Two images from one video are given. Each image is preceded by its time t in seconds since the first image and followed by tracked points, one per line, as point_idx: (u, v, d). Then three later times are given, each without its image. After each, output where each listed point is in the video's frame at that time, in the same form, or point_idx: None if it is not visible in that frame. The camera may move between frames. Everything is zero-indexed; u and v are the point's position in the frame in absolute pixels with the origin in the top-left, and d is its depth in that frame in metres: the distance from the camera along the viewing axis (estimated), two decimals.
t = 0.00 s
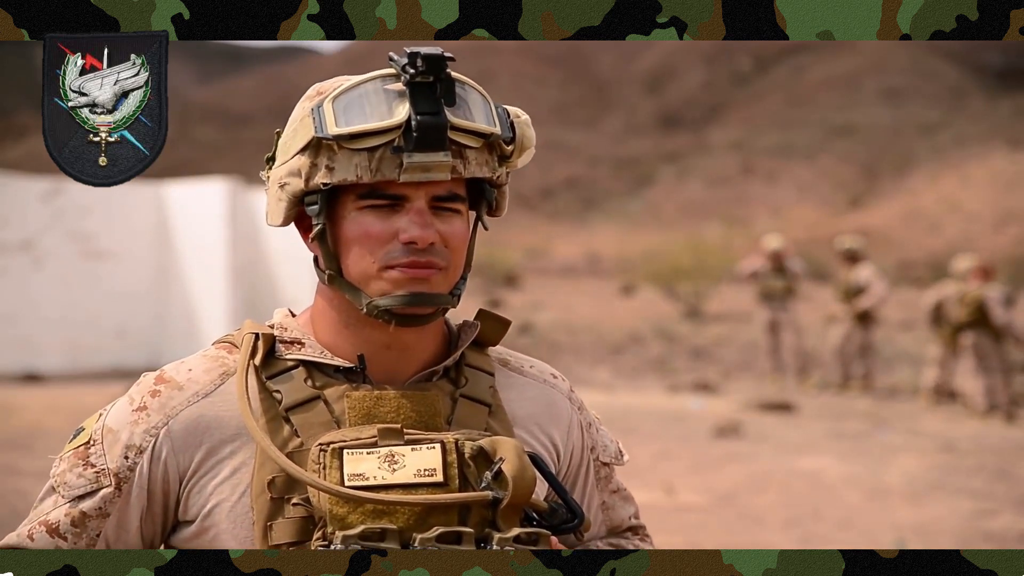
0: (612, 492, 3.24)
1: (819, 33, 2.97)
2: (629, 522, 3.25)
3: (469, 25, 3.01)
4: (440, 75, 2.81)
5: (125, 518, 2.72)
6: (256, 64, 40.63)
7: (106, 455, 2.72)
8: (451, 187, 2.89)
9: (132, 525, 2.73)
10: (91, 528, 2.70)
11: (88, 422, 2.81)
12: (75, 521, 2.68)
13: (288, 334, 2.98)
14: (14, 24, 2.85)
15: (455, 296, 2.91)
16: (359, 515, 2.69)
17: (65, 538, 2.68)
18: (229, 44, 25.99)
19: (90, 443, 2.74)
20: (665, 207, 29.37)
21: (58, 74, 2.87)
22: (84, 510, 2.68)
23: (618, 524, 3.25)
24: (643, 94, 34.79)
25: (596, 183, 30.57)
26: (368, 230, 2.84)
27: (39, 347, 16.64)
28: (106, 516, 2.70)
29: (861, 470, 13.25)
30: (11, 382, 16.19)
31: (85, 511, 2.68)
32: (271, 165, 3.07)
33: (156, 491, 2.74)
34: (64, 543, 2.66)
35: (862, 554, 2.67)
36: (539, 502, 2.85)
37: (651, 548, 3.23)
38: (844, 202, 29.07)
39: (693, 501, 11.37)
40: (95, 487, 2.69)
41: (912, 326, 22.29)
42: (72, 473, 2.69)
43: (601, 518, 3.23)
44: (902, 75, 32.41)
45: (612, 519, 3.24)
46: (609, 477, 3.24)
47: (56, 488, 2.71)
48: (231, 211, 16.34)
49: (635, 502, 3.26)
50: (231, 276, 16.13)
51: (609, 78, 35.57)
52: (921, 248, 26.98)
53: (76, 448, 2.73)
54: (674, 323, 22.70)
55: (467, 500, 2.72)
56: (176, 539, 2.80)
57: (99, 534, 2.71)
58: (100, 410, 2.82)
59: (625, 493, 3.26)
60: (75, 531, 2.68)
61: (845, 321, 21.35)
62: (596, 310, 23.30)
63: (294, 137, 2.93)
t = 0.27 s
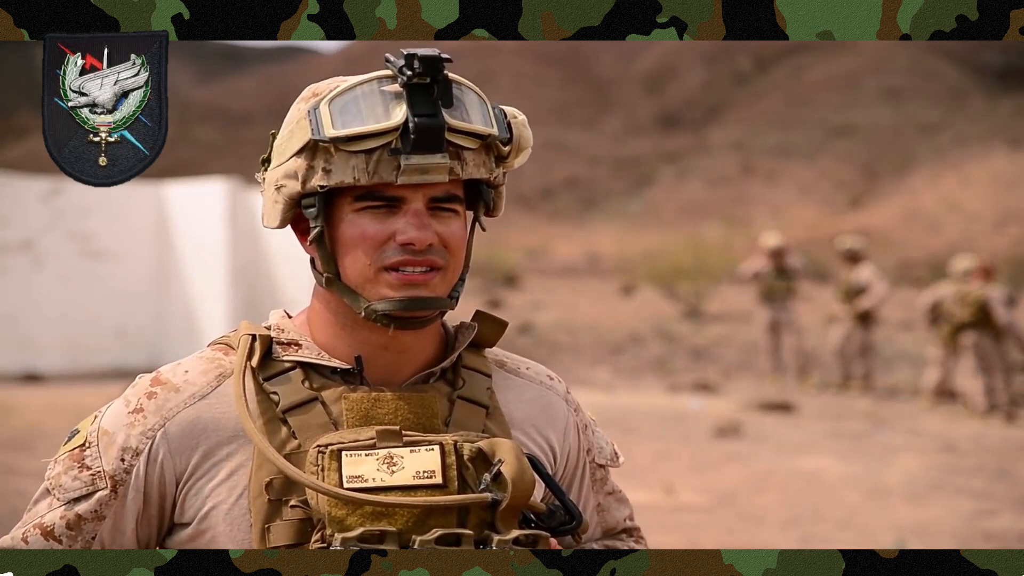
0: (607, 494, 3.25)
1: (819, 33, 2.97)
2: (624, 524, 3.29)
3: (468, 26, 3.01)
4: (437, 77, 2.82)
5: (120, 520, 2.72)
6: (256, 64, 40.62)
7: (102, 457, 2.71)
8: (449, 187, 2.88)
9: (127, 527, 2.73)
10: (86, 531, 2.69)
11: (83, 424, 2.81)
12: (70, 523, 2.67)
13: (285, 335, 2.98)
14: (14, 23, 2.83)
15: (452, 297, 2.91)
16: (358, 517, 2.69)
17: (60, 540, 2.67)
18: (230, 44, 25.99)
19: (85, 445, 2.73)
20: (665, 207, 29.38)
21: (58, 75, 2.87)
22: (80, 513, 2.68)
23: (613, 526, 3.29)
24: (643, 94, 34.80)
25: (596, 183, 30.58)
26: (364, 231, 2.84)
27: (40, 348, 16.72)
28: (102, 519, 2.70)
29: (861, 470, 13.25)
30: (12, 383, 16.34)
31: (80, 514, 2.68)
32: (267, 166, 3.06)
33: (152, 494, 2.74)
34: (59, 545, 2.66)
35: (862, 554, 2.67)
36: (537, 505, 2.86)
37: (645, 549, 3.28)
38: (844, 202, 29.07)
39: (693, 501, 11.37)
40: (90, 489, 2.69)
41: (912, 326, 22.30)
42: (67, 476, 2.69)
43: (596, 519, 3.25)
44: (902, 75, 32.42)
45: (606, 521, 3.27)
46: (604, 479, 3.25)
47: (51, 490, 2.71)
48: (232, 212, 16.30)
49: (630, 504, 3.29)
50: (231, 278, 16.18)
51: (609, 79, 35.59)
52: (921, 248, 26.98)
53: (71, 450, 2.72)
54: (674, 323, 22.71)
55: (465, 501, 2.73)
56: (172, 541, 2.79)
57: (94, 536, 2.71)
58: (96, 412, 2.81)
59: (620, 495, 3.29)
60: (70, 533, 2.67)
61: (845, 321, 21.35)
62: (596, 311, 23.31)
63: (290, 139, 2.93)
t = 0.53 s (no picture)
0: (603, 493, 3.26)
1: (820, 33, 2.97)
2: (620, 523, 3.28)
3: (468, 25, 3.01)
4: (430, 76, 2.82)
5: (117, 522, 2.73)
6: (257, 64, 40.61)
7: (98, 460, 2.72)
8: (443, 186, 2.89)
9: (124, 529, 2.74)
10: (83, 533, 2.70)
11: (78, 427, 2.82)
12: (66, 527, 2.68)
13: (281, 336, 2.98)
14: (14, 23, 2.83)
15: (447, 297, 2.91)
16: (357, 517, 2.68)
17: (56, 543, 2.68)
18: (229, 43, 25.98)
19: (81, 447, 2.74)
20: (665, 207, 29.39)
21: (58, 75, 2.87)
22: (76, 515, 2.68)
23: (610, 526, 3.28)
24: (643, 94, 34.81)
25: (596, 182, 30.58)
26: (359, 232, 2.84)
27: (40, 348, 16.71)
28: (98, 521, 2.71)
29: (861, 470, 13.25)
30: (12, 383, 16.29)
31: (76, 516, 2.69)
32: (261, 167, 3.06)
33: (149, 496, 2.74)
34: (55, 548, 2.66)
35: (862, 553, 2.67)
36: (536, 503, 2.85)
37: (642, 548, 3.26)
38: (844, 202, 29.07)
39: (693, 501, 11.37)
40: (86, 492, 2.70)
41: (911, 326, 22.30)
42: (63, 478, 2.70)
43: (593, 518, 3.25)
44: (902, 75, 32.43)
45: (603, 520, 3.27)
46: (600, 478, 3.26)
47: (47, 493, 2.71)
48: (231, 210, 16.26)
49: (626, 503, 3.29)
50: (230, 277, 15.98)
51: (609, 78, 35.60)
52: (921, 248, 26.99)
53: (66, 453, 2.73)
54: (674, 324, 22.72)
55: (464, 500, 2.72)
56: (169, 543, 2.80)
57: (90, 539, 2.72)
58: (91, 415, 2.82)
59: (616, 494, 3.29)
60: (66, 536, 2.68)
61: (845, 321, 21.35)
62: (596, 311, 23.32)
63: (283, 139, 2.93)
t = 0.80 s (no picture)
0: (598, 494, 3.26)
1: (820, 33, 2.97)
2: (614, 524, 3.27)
3: (468, 26, 3.01)
4: (425, 76, 2.82)
5: (110, 526, 2.73)
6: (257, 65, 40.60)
7: (91, 463, 2.72)
8: (437, 186, 2.89)
9: (118, 533, 2.73)
10: (76, 537, 2.70)
11: (71, 430, 2.82)
12: (60, 530, 2.68)
13: (274, 337, 2.98)
14: (14, 23, 2.84)
15: (441, 297, 2.91)
16: (353, 516, 2.67)
17: (49, 546, 2.68)
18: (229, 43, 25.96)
19: (74, 451, 2.74)
20: (665, 207, 29.39)
21: (58, 74, 2.87)
22: (69, 519, 2.69)
23: (604, 526, 3.28)
24: (643, 94, 34.81)
25: (596, 182, 30.58)
26: (353, 231, 2.84)
27: (38, 347, 16.74)
28: (91, 525, 2.71)
29: (861, 470, 13.25)
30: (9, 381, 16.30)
31: (69, 520, 2.69)
32: (254, 167, 3.06)
33: (143, 498, 2.74)
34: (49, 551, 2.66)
35: (862, 554, 2.67)
36: (532, 502, 2.85)
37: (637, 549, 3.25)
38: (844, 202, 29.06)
39: (693, 501, 11.37)
40: (80, 495, 2.70)
41: (912, 326, 22.30)
42: (56, 482, 2.70)
43: (588, 519, 3.25)
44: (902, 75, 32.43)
45: (597, 521, 3.27)
46: (595, 478, 3.26)
47: (40, 497, 2.72)
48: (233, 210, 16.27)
49: (620, 503, 3.29)
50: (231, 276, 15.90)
51: (609, 78, 35.60)
52: (922, 248, 26.99)
53: (59, 457, 2.73)
54: (674, 324, 22.71)
55: (460, 499, 2.72)
56: (164, 545, 2.79)
57: (84, 542, 2.72)
58: (83, 418, 2.82)
59: (610, 494, 3.29)
60: (60, 540, 2.68)
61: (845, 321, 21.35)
62: (596, 311, 23.32)
63: (276, 139, 2.93)
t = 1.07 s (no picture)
0: (592, 495, 3.26)
1: (820, 33, 2.97)
2: (608, 526, 3.25)
3: (468, 26, 3.01)
4: (419, 75, 2.82)
5: (102, 527, 2.72)
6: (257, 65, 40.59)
7: (83, 464, 2.71)
8: (432, 187, 2.89)
9: (110, 535, 2.73)
10: (67, 539, 2.70)
11: (62, 431, 2.81)
12: (51, 532, 2.68)
13: (268, 337, 2.98)
14: (14, 23, 2.84)
15: (436, 297, 2.91)
16: (348, 518, 2.68)
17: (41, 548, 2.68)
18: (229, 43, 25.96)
19: (65, 451, 2.73)
20: (665, 207, 29.40)
21: (58, 75, 2.87)
22: (60, 521, 2.68)
23: (597, 528, 3.25)
24: (643, 94, 34.82)
25: (596, 182, 30.60)
26: (347, 231, 2.84)
27: (38, 347, 16.78)
28: (83, 527, 2.70)
29: (861, 471, 13.25)
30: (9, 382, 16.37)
31: (60, 522, 2.68)
32: (247, 166, 3.06)
33: (136, 500, 2.74)
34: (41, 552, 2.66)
35: (862, 553, 2.67)
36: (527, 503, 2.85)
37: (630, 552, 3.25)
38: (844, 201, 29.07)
39: (693, 501, 11.37)
40: (71, 496, 2.70)
41: (911, 326, 22.31)
42: (48, 483, 2.69)
43: (581, 521, 3.24)
44: (902, 75, 32.45)
45: (591, 523, 3.25)
46: (589, 480, 3.26)
47: (31, 498, 2.71)
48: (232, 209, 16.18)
49: (613, 505, 3.28)
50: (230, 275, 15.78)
51: (609, 79, 35.62)
52: (922, 248, 26.99)
53: (50, 457, 2.73)
54: (674, 324, 22.72)
55: (454, 501, 2.72)
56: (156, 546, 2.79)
57: (75, 543, 2.71)
58: (75, 420, 2.81)
59: (604, 496, 3.28)
60: (51, 541, 2.68)
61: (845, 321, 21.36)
62: (596, 311, 23.32)
63: (269, 138, 2.92)
